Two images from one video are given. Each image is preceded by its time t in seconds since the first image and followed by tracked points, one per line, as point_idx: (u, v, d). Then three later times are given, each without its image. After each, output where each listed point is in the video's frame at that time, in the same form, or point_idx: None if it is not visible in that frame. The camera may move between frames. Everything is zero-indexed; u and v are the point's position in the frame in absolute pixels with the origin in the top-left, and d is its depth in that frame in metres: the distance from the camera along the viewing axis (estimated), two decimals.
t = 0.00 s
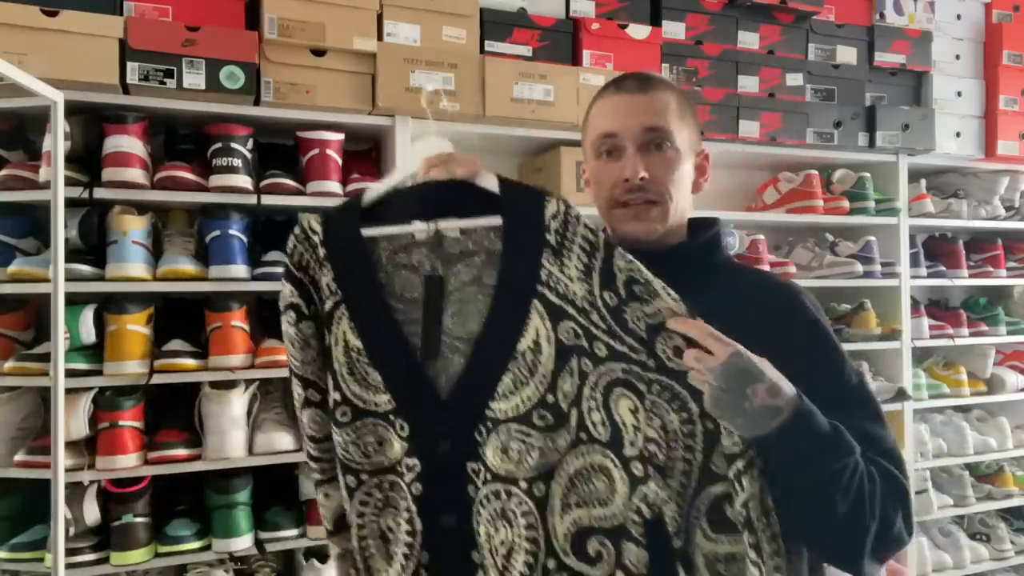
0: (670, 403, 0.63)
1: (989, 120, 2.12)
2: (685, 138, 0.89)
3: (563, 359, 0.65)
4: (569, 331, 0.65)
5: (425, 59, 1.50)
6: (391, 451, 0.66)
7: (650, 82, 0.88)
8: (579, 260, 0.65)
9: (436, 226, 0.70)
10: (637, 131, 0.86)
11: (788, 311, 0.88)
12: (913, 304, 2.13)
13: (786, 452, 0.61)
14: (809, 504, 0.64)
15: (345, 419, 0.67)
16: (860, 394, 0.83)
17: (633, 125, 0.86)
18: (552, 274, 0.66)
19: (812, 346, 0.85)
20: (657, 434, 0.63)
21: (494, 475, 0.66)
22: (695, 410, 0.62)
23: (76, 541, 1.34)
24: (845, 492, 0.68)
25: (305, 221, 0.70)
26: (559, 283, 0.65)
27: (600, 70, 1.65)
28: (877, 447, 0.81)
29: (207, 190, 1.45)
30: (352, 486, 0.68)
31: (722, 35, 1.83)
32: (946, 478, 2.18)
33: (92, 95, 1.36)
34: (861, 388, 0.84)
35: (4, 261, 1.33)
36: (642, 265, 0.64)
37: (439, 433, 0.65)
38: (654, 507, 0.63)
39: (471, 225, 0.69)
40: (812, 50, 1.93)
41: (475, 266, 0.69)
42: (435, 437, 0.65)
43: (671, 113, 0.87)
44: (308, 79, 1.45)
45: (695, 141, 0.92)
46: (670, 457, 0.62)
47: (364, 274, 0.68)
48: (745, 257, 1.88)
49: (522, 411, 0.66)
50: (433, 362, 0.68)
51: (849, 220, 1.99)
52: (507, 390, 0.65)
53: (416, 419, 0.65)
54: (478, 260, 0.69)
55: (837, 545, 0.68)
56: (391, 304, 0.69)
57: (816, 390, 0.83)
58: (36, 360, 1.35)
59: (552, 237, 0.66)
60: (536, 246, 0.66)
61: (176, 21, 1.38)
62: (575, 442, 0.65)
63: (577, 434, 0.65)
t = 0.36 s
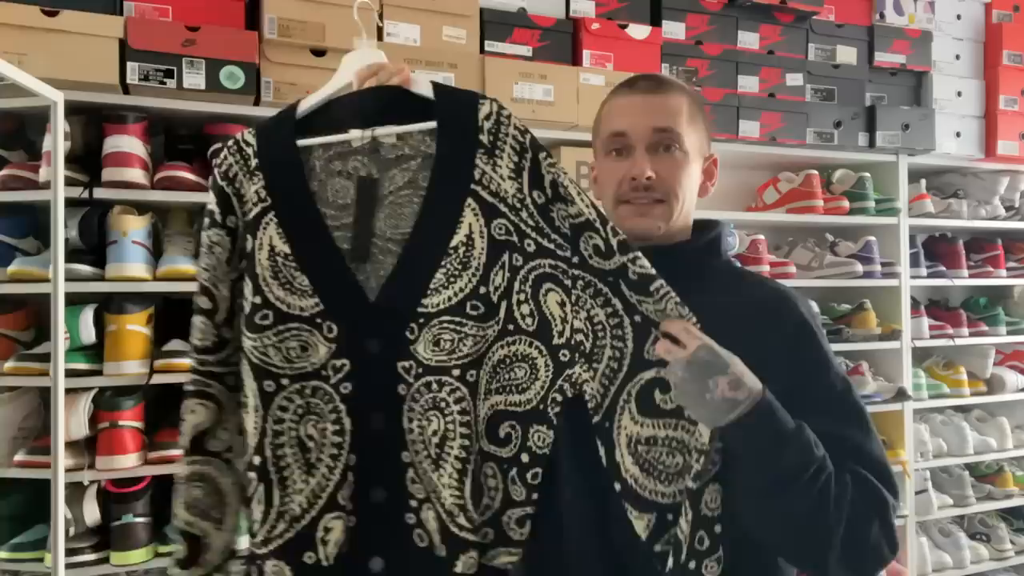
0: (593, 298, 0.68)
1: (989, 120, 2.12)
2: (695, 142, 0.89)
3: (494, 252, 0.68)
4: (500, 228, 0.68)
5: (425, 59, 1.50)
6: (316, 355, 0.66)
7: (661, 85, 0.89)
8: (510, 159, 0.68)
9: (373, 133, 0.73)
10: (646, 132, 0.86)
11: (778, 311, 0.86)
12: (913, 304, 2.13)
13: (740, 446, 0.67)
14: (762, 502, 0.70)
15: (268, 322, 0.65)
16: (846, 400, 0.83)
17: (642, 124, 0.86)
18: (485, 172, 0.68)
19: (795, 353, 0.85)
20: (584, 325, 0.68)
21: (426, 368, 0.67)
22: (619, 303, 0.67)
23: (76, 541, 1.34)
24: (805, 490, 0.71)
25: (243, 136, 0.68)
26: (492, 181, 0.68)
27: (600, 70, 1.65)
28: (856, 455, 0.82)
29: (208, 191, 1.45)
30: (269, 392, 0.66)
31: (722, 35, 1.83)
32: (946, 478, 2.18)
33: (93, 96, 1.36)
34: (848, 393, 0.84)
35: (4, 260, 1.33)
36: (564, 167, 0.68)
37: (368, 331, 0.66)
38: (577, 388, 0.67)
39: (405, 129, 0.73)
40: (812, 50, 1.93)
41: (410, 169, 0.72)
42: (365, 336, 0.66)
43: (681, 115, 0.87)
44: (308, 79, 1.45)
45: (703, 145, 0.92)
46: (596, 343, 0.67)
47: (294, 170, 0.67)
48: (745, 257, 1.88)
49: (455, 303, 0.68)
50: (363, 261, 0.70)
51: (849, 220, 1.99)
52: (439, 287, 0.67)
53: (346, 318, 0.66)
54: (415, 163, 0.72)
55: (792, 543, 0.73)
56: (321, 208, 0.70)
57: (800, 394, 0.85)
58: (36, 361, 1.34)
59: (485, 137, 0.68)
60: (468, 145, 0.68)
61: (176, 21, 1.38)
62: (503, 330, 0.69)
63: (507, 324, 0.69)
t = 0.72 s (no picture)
0: (589, 289, 0.68)
1: (989, 120, 2.12)
2: (698, 140, 0.89)
3: (484, 251, 0.68)
4: (490, 227, 0.68)
5: (425, 59, 1.50)
6: (301, 352, 0.66)
7: (664, 82, 0.89)
8: (497, 156, 0.68)
9: (357, 129, 0.72)
10: (649, 129, 0.86)
11: (783, 311, 0.87)
12: (913, 304, 2.13)
13: (762, 436, 0.65)
14: (773, 490, 0.67)
15: (253, 318, 0.65)
16: (855, 398, 0.83)
17: (645, 122, 0.86)
18: (472, 170, 0.68)
19: (802, 350, 0.85)
20: (581, 317, 0.69)
21: (418, 368, 0.67)
22: (616, 291, 0.67)
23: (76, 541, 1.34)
24: (822, 479, 0.68)
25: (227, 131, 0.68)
26: (479, 180, 0.68)
27: (600, 70, 1.65)
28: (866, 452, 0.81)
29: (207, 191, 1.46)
30: (252, 387, 0.65)
31: (722, 35, 1.83)
32: (946, 478, 2.18)
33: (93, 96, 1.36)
34: (857, 391, 0.84)
35: (4, 261, 1.33)
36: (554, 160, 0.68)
37: (354, 331, 0.66)
38: (582, 380, 0.68)
39: (391, 125, 0.72)
40: (812, 50, 1.93)
41: (397, 166, 0.72)
42: (349, 334, 0.66)
43: (685, 112, 0.87)
44: (308, 79, 1.45)
45: (707, 142, 0.92)
46: (596, 334, 0.68)
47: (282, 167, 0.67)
48: (745, 257, 1.88)
49: (446, 303, 0.68)
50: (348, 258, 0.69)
51: (849, 220, 1.99)
52: (432, 285, 0.67)
53: (332, 317, 0.66)
54: (399, 161, 0.72)
55: (806, 536, 0.71)
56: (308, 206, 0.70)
57: (806, 389, 0.84)
58: (36, 360, 1.33)
59: (470, 135, 0.68)
60: (455, 145, 0.68)
61: (176, 21, 1.38)
62: (498, 329, 0.68)
63: (503, 323, 0.68)
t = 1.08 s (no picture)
0: (600, 286, 0.68)
1: (989, 120, 2.12)
2: (695, 139, 0.88)
3: (495, 245, 0.68)
4: (501, 220, 0.68)
5: (425, 59, 1.50)
6: (324, 339, 0.69)
7: (659, 80, 0.89)
8: (511, 150, 0.68)
9: (376, 121, 0.73)
10: (645, 132, 0.86)
11: (789, 309, 0.87)
12: (913, 304, 2.13)
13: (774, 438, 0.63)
14: (784, 495, 0.65)
15: (281, 306, 0.69)
16: (862, 398, 0.83)
17: (641, 124, 0.85)
18: (486, 164, 0.68)
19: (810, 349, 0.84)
20: (591, 314, 0.68)
21: (428, 358, 0.69)
22: (626, 289, 0.66)
23: (76, 541, 1.34)
24: (831, 484, 0.68)
25: (256, 120, 0.71)
26: (493, 174, 0.68)
27: (600, 70, 1.65)
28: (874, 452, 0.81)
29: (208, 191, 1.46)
30: (280, 372, 0.69)
31: (722, 35, 1.83)
32: (946, 478, 2.18)
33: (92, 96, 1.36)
34: (863, 392, 0.84)
35: (4, 260, 1.33)
36: (568, 156, 0.67)
37: (372, 320, 0.69)
38: (590, 375, 0.69)
39: (409, 118, 0.73)
40: (812, 50, 1.93)
41: (413, 160, 0.73)
42: (367, 323, 0.69)
43: (680, 110, 0.87)
44: (308, 79, 1.45)
45: (704, 142, 0.92)
46: (605, 331, 0.68)
47: (303, 162, 0.69)
48: (745, 257, 1.88)
49: (456, 296, 0.68)
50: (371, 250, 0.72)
51: (849, 220, 1.99)
52: (443, 279, 0.68)
53: (351, 307, 0.69)
54: (417, 154, 0.73)
55: (813, 539, 0.69)
56: (330, 198, 0.72)
57: (810, 390, 0.84)
58: (36, 361, 1.34)
59: (486, 128, 0.68)
60: (470, 138, 0.68)
61: (176, 20, 1.38)
62: (507, 324, 0.68)
63: (513, 317, 0.68)
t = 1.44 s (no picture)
0: (603, 282, 0.68)
1: (989, 120, 2.12)
2: (692, 139, 0.88)
3: (499, 243, 0.68)
4: (503, 219, 0.68)
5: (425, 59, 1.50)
6: (338, 336, 0.71)
7: (654, 79, 0.88)
8: (513, 149, 0.68)
9: (382, 122, 0.73)
10: (641, 133, 0.86)
11: (793, 308, 0.86)
12: (913, 304, 2.13)
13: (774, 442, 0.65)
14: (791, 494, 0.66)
15: (296, 305, 0.70)
16: (864, 397, 0.84)
17: (637, 125, 0.85)
18: (488, 163, 0.68)
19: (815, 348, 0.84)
20: (595, 311, 0.68)
21: (432, 356, 0.69)
22: (629, 285, 0.66)
23: (76, 541, 1.34)
24: (839, 484, 0.68)
25: (270, 124, 0.73)
26: (496, 172, 0.68)
27: (600, 70, 1.65)
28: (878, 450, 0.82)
29: (208, 190, 1.46)
30: (298, 369, 0.71)
31: (722, 35, 1.83)
32: (946, 478, 2.18)
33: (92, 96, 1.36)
34: (865, 391, 0.85)
35: (4, 260, 1.33)
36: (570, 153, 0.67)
37: (380, 318, 0.70)
38: (592, 374, 0.68)
39: (414, 118, 0.72)
40: (812, 50, 1.93)
41: (419, 160, 0.73)
42: (375, 321, 0.70)
43: (676, 110, 0.87)
44: (308, 79, 1.45)
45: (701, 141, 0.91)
46: (608, 328, 0.67)
47: (314, 163, 0.70)
48: (745, 257, 1.88)
49: (460, 295, 0.68)
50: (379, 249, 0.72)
51: (849, 220, 1.99)
52: (448, 278, 0.68)
53: (361, 305, 0.70)
54: (422, 154, 0.73)
55: (821, 539, 0.71)
56: (342, 198, 0.73)
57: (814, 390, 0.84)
58: (36, 361, 1.34)
59: (487, 127, 0.68)
60: (472, 137, 0.68)
61: (175, 20, 1.38)
62: (512, 321, 0.68)
63: (517, 315, 0.68)
